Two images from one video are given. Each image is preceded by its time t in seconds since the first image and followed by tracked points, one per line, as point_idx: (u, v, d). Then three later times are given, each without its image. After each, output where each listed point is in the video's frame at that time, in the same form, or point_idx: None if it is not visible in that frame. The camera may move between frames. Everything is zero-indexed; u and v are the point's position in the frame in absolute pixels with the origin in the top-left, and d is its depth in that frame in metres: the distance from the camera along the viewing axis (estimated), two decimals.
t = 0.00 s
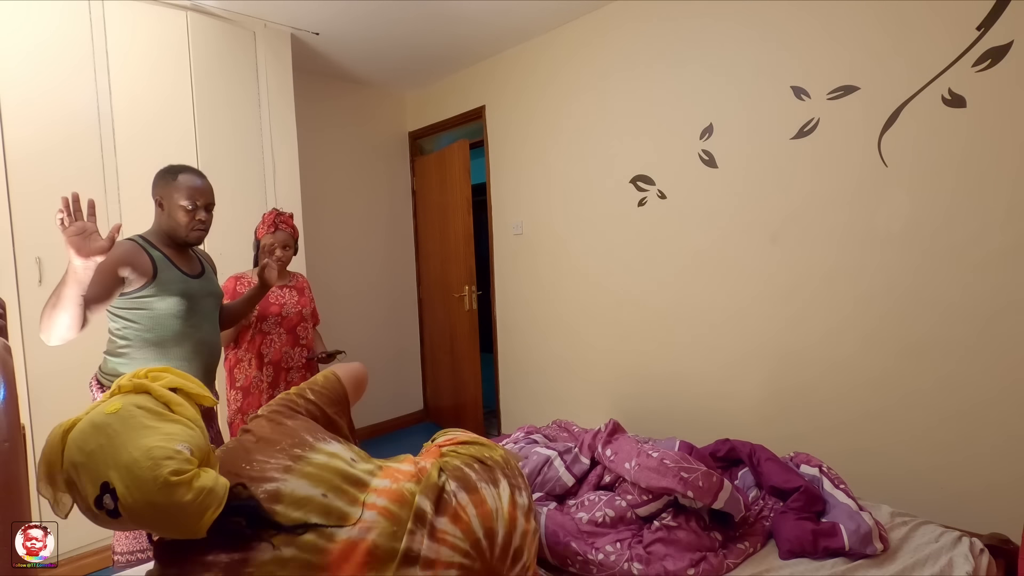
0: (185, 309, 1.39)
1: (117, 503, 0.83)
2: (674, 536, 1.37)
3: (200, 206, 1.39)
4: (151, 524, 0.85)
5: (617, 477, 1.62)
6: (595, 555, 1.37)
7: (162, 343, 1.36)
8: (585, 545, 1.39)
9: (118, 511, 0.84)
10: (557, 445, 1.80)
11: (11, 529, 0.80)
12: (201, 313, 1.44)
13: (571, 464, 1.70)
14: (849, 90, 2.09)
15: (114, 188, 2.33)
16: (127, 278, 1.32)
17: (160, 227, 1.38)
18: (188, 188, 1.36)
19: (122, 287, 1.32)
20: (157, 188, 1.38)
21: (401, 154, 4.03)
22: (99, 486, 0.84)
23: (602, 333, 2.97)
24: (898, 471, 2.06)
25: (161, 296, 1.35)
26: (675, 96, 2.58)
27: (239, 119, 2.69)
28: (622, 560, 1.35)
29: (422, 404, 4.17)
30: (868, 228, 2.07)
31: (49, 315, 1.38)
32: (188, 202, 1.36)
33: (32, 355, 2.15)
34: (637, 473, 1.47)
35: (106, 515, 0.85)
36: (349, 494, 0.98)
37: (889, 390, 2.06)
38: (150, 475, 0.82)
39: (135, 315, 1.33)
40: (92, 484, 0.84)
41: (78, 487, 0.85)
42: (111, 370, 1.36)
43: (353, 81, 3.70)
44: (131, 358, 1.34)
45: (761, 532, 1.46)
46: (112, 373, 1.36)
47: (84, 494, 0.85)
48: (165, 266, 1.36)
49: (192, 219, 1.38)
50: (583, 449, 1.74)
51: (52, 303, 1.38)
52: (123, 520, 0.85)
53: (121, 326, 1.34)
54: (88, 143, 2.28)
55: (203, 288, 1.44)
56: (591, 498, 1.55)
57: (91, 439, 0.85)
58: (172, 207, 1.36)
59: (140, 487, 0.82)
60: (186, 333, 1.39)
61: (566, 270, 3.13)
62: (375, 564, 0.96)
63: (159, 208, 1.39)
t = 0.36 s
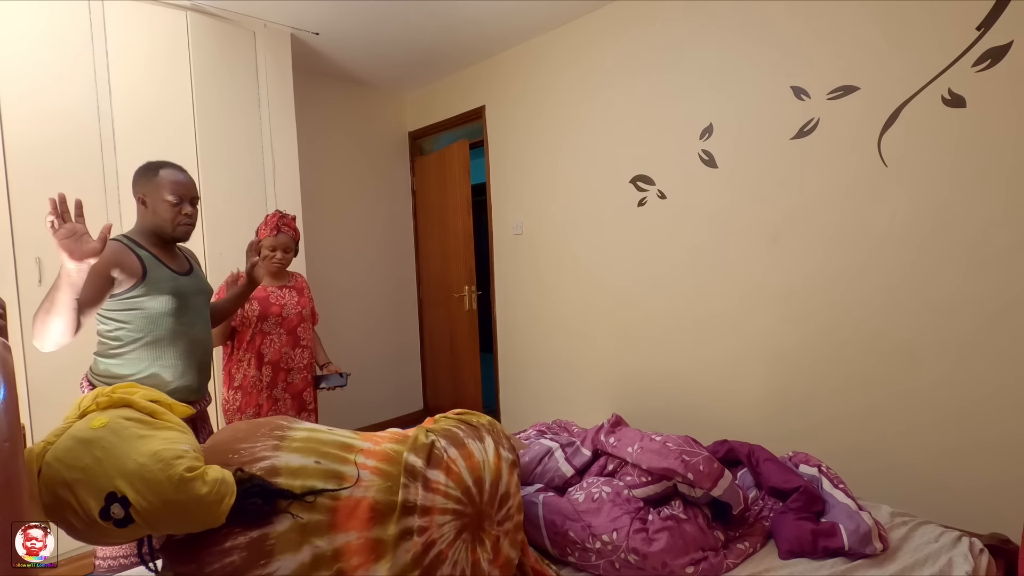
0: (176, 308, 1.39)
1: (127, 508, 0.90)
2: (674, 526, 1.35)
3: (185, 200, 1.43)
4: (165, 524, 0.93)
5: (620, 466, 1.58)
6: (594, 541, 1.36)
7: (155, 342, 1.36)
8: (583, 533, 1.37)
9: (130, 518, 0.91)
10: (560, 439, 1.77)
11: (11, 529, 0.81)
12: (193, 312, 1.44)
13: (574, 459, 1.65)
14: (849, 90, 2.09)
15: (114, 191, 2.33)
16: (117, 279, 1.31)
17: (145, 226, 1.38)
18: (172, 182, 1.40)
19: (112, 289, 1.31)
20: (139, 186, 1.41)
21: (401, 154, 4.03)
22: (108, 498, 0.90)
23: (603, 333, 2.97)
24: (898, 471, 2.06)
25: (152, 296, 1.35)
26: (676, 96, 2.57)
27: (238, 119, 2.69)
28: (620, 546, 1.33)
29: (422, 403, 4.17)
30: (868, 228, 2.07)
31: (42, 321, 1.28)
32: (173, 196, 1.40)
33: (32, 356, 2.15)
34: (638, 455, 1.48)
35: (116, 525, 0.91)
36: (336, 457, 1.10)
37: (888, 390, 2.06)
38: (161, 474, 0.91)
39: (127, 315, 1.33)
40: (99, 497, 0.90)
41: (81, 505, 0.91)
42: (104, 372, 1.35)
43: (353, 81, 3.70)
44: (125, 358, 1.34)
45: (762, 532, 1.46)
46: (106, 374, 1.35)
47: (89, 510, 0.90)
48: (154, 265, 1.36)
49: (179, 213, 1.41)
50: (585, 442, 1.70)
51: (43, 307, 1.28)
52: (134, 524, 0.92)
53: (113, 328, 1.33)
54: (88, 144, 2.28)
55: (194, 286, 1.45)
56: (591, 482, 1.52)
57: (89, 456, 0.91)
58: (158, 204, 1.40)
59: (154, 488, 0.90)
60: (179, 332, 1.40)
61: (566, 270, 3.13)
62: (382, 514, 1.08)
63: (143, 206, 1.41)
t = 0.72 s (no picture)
0: (165, 308, 1.38)
1: (121, 505, 0.91)
2: (676, 525, 1.35)
3: (163, 197, 1.41)
4: (160, 517, 0.93)
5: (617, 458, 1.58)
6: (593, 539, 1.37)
7: (146, 343, 1.36)
8: (582, 533, 1.38)
9: (123, 515, 0.91)
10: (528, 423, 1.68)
11: (11, 529, 0.80)
12: (183, 312, 1.43)
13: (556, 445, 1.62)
14: (848, 90, 2.09)
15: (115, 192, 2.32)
16: (102, 282, 1.31)
17: (125, 225, 1.38)
18: (150, 178, 1.40)
19: (98, 292, 1.31)
20: (117, 185, 1.41)
21: (401, 154, 4.03)
22: (98, 499, 0.90)
23: (603, 333, 2.97)
24: (898, 471, 2.06)
25: (140, 297, 1.34)
26: (676, 96, 2.57)
27: (238, 119, 2.69)
28: (619, 545, 1.34)
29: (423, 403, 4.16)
30: (869, 228, 2.07)
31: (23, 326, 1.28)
32: (151, 193, 1.40)
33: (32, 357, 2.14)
34: (643, 458, 1.44)
35: (109, 526, 0.91)
36: (320, 432, 1.12)
37: (888, 390, 2.06)
38: (152, 466, 0.92)
39: (116, 318, 1.33)
40: (89, 499, 0.90)
41: (71, 511, 0.91)
42: (94, 374, 1.34)
43: (352, 81, 3.70)
44: (116, 360, 1.34)
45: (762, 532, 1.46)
46: (97, 377, 1.34)
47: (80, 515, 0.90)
48: (140, 267, 1.35)
49: (157, 211, 1.40)
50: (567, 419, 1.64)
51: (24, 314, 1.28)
52: (130, 523, 0.92)
53: (103, 330, 1.33)
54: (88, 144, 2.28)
55: (181, 285, 1.43)
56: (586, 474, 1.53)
57: (72, 463, 0.92)
58: (137, 201, 1.40)
59: (144, 481, 0.91)
60: (169, 332, 1.39)
61: (566, 270, 3.13)
62: (373, 471, 1.08)
63: (122, 204, 1.41)
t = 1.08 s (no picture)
0: (157, 310, 1.38)
1: (146, 512, 0.90)
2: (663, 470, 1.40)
3: (153, 197, 1.38)
4: (190, 514, 0.95)
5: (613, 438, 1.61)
6: (586, 476, 1.43)
7: (139, 345, 1.36)
8: (581, 478, 1.43)
9: (150, 520, 0.91)
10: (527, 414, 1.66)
11: (12, 529, 0.79)
12: (174, 313, 1.43)
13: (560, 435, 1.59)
14: (848, 90, 2.09)
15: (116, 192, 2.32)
16: (92, 285, 1.28)
17: (115, 226, 1.35)
18: (139, 177, 1.35)
19: (88, 295, 1.29)
20: (106, 185, 1.35)
21: (401, 154, 4.03)
22: (121, 511, 0.89)
23: (602, 333, 2.97)
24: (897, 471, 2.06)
25: (131, 300, 1.34)
26: (676, 96, 2.57)
27: (237, 119, 2.69)
28: (607, 478, 1.40)
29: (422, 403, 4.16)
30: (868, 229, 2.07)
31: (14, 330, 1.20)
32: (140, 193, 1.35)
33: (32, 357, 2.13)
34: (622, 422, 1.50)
35: (137, 535, 0.90)
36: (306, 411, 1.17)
37: (888, 390, 2.06)
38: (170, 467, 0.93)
39: (108, 321, 1.32)
40: (111, 514, 0.88)
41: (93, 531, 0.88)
42: (88, 377, 1.35)
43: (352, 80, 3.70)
44: (109, 362, 1.34)
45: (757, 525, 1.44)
46: (90, 379, 1.35)
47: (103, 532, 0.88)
48: (132, 269, 1.34)
49: (148, 211, 1.37)
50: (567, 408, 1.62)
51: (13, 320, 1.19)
52: (156, 528, 0.92)
53: (95, 334, 1.33)
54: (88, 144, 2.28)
55: (172, 285, 1.43)
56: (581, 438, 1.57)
57: (84, 484, 0.89)
58: (126, 202, 1.35)
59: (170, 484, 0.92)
60: (162, 334, 1.39)
61: (566, 270, 3.13)
62: (358, 412, 1.16)
63: (109, 204, 1.36)
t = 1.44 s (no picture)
0: (155, 311, 1.38)
1: (224, 500, 0.92)
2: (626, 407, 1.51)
3: (149, 196, 1.39)
4: (264, 500, 0.96)
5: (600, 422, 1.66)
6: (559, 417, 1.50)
7: (138, 345, 1.36)
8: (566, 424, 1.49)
9: (229, 509, 0.93)
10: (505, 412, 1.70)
11: (12, 528, 0.94)
12: (173, 313, 1.43)
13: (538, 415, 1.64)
14: (848, 90, 2.09)
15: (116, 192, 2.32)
16: (90, 287, 1.29)
17: (111, 226, 1.36)
18: (134, 177, 1.37)
19: (87, 297, 1.29)
20: (101, 185, 1.36)
21: (401, 154, 4.03)
22: (200, 504, 0.91)
23: (603, 333, 2.97)
24: (897, 471, 2.06)
25: (130, 301, 1.34)
26: (676, 96, 2.57)
27: (237, 119, 2.69)
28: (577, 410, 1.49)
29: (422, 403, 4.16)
30: (869, 228, 2.07)
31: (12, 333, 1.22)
32: (135, 193, 1.36)
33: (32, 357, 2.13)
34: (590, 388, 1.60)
35: (218, 525, 0.93)
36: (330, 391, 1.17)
37: (887, 390, 2.06)
38: (237, 457, 0.94)
39: (107, 322, 1.32)
40: (189, 508, 0.90)
41: (174, 527, 0.89)
42: (86, 378, 1.34)
43: (352, 81, 3.70)
44: (107, 362, 1.34)
45: (735, 489, 1.40)
46: (89, 381, 1.34)
47: (185, 527, 0.90)
48: (130, 270, 1.35)
49: (144, 211, 1.38)
50: (533, 395, 1.68)
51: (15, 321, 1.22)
52: (234, 514, 0.94)
53: (94, 335, 1.33)
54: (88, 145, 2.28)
55: (170, 286, 1.43)
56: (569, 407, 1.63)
57: (156, 484, 0.90)
58: (121, 202, 1.36)
59: (243, 476, 0.94)
60: (161, 335, 1.40)
61: (566, 270, 3.13)
62: (370, 388, 1.17)
63: (106, 204, 1.37)
